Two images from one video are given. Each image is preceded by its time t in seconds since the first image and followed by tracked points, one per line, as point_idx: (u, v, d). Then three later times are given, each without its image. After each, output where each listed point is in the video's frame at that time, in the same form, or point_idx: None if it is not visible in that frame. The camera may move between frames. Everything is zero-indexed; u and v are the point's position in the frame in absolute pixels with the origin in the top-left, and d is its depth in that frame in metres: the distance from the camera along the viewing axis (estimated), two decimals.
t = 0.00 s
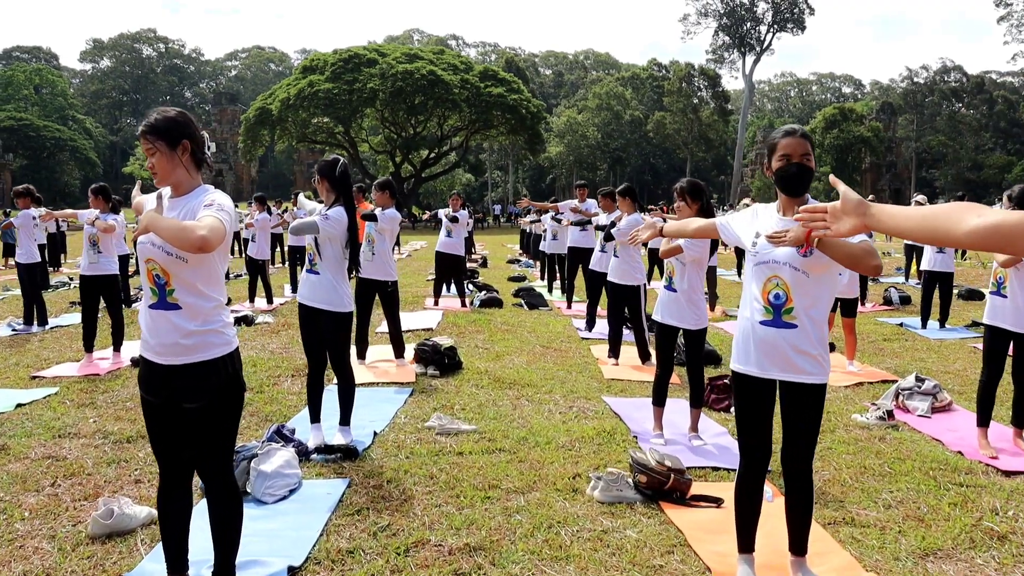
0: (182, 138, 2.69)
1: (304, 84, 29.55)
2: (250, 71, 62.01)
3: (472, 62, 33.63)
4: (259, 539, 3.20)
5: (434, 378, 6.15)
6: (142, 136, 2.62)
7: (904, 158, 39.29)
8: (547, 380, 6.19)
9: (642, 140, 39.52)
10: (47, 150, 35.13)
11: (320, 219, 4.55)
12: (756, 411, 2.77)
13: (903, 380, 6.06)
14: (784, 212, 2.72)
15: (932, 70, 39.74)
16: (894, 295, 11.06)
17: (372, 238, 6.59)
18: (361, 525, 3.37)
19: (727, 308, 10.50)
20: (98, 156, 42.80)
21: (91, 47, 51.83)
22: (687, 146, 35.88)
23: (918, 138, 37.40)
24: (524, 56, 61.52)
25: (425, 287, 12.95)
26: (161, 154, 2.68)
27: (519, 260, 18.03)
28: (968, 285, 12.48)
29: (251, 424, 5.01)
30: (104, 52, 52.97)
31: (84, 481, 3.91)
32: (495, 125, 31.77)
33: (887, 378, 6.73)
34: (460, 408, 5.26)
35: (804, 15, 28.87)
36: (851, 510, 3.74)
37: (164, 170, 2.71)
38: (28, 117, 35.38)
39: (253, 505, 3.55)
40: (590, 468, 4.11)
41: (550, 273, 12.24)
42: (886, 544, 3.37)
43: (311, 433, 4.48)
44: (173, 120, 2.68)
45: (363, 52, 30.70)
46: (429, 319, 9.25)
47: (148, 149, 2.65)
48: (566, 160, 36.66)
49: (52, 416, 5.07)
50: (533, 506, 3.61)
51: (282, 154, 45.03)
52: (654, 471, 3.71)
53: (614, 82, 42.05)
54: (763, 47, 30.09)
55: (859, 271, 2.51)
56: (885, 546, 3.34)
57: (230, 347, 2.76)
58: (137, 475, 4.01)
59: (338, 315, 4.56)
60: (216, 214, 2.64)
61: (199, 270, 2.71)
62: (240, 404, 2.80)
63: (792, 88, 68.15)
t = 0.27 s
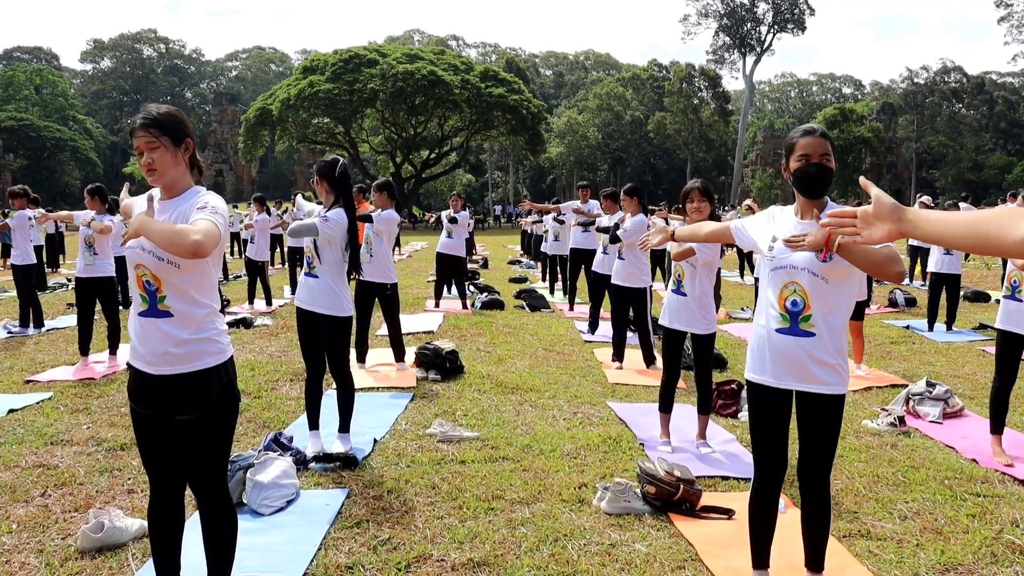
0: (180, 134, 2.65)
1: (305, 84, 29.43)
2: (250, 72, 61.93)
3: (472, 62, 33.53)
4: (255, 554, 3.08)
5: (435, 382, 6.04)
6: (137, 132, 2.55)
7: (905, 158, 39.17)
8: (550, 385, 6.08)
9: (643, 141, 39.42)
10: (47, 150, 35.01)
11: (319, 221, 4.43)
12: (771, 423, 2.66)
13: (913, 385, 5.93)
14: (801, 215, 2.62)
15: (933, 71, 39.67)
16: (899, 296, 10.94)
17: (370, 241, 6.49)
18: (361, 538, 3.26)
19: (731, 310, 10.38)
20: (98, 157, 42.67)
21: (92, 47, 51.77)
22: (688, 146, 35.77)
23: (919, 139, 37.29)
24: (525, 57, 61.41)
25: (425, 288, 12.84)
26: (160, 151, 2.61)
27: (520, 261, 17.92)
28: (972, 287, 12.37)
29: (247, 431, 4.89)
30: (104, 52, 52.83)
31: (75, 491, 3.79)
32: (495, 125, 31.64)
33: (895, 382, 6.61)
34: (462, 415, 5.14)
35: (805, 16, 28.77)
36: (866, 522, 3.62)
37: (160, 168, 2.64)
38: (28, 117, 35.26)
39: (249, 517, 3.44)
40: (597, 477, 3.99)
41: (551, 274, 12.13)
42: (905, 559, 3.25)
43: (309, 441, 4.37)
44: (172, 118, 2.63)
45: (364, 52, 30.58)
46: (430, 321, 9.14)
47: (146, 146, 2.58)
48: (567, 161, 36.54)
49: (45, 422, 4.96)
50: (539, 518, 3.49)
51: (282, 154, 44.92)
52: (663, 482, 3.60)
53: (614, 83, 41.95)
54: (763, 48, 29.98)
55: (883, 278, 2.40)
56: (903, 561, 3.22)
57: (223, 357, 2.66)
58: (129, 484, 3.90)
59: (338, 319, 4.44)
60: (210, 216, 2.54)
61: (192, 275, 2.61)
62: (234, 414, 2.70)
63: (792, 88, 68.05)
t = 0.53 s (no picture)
0: (178, 133, 2.60)
1: (305, 84, 29.32)
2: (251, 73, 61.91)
3: (473, 62, 33.45)
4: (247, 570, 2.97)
5: (436, 386, 5.93)
6: (134, 129, 2.48)
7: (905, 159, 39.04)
8: (553, 389, 5.97)
9: (643, 141, 39.32)
10: (48, 151, 34.90)
11: (317, 222, 4.32)
12: (786, 433, 2.54)
13: (923, 389, 5.81)
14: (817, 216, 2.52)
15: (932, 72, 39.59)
16: (903, 298, 10.85)
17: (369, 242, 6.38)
18: (358, 552, 3.15)
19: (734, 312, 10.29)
20: (98, 157, 42.56)
21: (92, 47, 51.67)
22: (688, 146, 35.67)
23: (920, 139, 37.17)
24: (525, 57, 61.38)
25: (425, 289, 12.76)
26: (159, 150, 2.54)
27: (521, 262, 17.84)
28: (977, 288, 12.24)
29: (244, 437, 4.79)
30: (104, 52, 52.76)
31: (66, 500, 3.68)
32: (496, 126, 31.53)
33: (904, 386, 6.49)
34: (464, 420, 5.03)
35: (805, 16, 28.67)
36: (881, 532, 3.51)
37: (157, 167, 2.57)
38: (28, 118, 35.16)
39: (244, 528, 3.34)
40: (603, 486, 3.89)
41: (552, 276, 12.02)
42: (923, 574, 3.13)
43: (307, 448, 4.26)
44: (171, 117, 2.57)
45: (364, 52, 30.49)
46: (431, 323, 9.02)
47: (144, 143, 2.51)
48: (567, 161, 36.45)
49: (37, 428, 4.85)
50: (544, 529, 3.39)
51: (283, 155, 44.86)
52: (671, 491, 3.50)
53: (614, 83, 41.87)
54: (763, 48, 29.86)
55: (903, 283, 2.28)
56: (922, 574, 3.11)
57: (214, 365, 2.55)
58: (122, 493, 3.79)
59: (336, 323, 4.33)
60: (203, 217, 2.44)
61: (183, 281, 2.50)
62: (227, 425, 2.60)
63: (793, 88, 67.96)
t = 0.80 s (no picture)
0: (167, 130, 2.50)
1: (304, 84, 29.21)
2: (251, 73, 61.86)
3: (473, 63, 33.34)
4: None
5: (436, 390, 5.83)
6: (121, 125, 2.38)
7: (906, 159, 38.89)
8: (554, 392, 5.86)
9: (643, 141, 39.20)
10: (47, 151, 34.80)
11: (314, 223, 4.22)
12: (799, 442, 2.43)
13: (932, 392, 5.70)
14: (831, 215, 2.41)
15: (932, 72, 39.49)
16: (907, 299, 10.73)
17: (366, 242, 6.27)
18: (353, 565, 3.04)
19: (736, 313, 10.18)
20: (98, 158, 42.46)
21: (92, 47, 51.57)
22: (689, 146, 35.54)
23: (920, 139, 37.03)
24: (525, 57, 61.26)
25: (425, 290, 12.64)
26: (147, 148, 2.45)
27: (521, 263, 17.73)
28: (981, 289, 12.12)
29: (239, 442, 4.68)
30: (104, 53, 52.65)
31: (53, 510, 3.57)
32: (496, 126, 31.40)
33: (911, 389, 6.38)
34: (463, 425, 4.92)
35: (805, 16, 28.56)
36: (894, 543, 3.40)
37: (144, 165, 2.46)
38: (28, 119, 35.07)
39: (236, 540, 3.22)
40: (607, 494, 3.77)
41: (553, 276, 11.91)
42: None
43: (303, 454, 4.16)
44: (162, 114, 2.48)
45: (364, 52, 30.38)
46: (430, 325, 8.92)
47: (132, 140, 2.40)
48: (567, 161, 36.34)
49: (27, 434, 4.73)
50: (546, 540, 3.28)
51: (283, 155, 44.76)
52: (677, 500, 3.39)
53: (614, 83, 41.76)
54: (764, 48, 29.73)
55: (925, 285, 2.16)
56: None
57: (202, 372, 2.43)
58: (111, 502, 3.67)
59: (333, 327, 4.21)
60: (192, 218, 2.33)
61: (170, 283, 2.39)
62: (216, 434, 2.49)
63: (793, 89, 67.80)
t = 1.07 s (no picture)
0: (152, 124, 2.35)
1: (304, 84, 29.09)
2: (251, 73, 61.80)
3: (473, 62, 33.20)
4: None
5: (434, 393, 5.70)
6: (103, 118, 2.23)
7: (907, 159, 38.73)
8: (555, 396, 5.73)
9: (643, 141, 39.06)
10: (47, 151, 34.71)
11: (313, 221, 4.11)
12: (814, 452, 2.30)
13: (942, 396, 5.57)
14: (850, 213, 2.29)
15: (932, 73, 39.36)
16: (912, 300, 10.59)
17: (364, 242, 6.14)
18: None
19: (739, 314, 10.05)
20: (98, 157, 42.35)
21: (92, 48, 51.52)
22: (689, 146, 35.40)
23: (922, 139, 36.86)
24: (525, 57, 61.15)
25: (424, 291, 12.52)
26: (131, 142, 2.29)
27: (521, 263, 17.61)
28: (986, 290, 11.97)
29: (232, 448, 4.56)
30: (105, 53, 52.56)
31: (37, 519, 3.45)
32: (496, 126, 31.26)
33: (920, 393, 6.23)
34: (462, 430, 4.79)
35: (806, 16, 28.41)
36: (909, 555, 3.27)
37: (128, 161, 2.30)
38: (28, 119, 34.98)
39: (226, 552, 3.11)
40: (610, 504, 3.65)
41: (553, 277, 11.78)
42: None
43: (296, 461, 4.04)
44: (145, 105, 2.32)
45: (364, 52, 30.27)
46: (429, 327, 8.79)
47: (115, 135, 2.26)
48: (567, 162, 36.22)
49: (14, 439, 4.61)
50: (547, 553, 3.15)
51: (283, 155, 44.65)
52: (684, 511, 3.26)
53: (614, 83, 41.63)
54: (765, 48, 29.59)
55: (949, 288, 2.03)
56: None
57: (186, 378, 2.31)
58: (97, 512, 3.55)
59: (327, 330, 4.09)
60: (178, 214, 2.20)
61: (153, 285, 2.26)
62: (199, 444, 2.35)
63: (794, 89, 67.63)
